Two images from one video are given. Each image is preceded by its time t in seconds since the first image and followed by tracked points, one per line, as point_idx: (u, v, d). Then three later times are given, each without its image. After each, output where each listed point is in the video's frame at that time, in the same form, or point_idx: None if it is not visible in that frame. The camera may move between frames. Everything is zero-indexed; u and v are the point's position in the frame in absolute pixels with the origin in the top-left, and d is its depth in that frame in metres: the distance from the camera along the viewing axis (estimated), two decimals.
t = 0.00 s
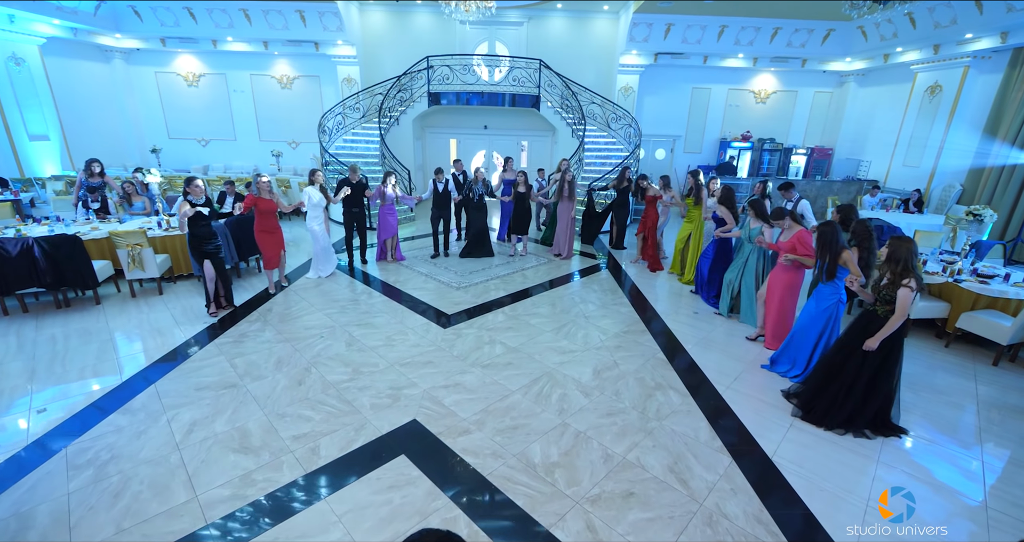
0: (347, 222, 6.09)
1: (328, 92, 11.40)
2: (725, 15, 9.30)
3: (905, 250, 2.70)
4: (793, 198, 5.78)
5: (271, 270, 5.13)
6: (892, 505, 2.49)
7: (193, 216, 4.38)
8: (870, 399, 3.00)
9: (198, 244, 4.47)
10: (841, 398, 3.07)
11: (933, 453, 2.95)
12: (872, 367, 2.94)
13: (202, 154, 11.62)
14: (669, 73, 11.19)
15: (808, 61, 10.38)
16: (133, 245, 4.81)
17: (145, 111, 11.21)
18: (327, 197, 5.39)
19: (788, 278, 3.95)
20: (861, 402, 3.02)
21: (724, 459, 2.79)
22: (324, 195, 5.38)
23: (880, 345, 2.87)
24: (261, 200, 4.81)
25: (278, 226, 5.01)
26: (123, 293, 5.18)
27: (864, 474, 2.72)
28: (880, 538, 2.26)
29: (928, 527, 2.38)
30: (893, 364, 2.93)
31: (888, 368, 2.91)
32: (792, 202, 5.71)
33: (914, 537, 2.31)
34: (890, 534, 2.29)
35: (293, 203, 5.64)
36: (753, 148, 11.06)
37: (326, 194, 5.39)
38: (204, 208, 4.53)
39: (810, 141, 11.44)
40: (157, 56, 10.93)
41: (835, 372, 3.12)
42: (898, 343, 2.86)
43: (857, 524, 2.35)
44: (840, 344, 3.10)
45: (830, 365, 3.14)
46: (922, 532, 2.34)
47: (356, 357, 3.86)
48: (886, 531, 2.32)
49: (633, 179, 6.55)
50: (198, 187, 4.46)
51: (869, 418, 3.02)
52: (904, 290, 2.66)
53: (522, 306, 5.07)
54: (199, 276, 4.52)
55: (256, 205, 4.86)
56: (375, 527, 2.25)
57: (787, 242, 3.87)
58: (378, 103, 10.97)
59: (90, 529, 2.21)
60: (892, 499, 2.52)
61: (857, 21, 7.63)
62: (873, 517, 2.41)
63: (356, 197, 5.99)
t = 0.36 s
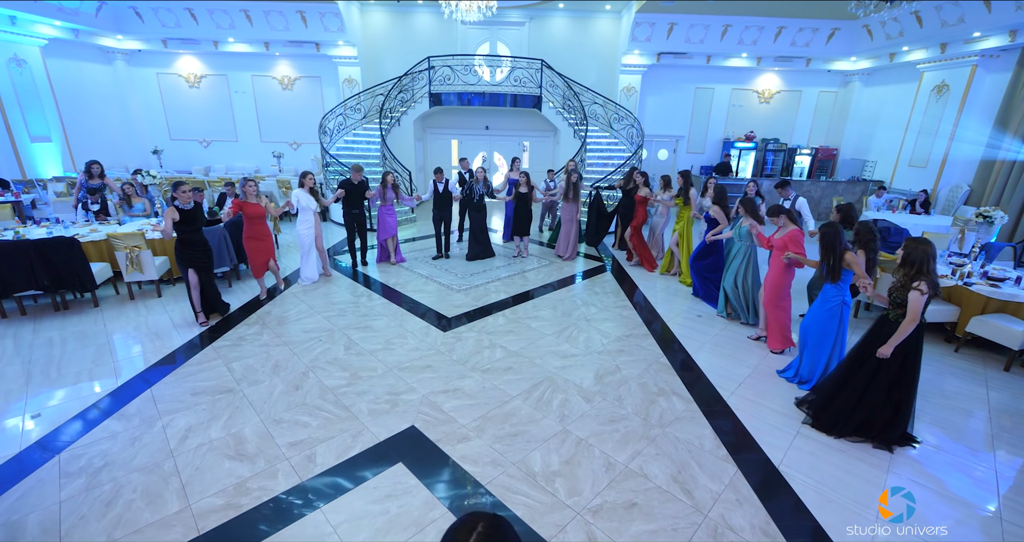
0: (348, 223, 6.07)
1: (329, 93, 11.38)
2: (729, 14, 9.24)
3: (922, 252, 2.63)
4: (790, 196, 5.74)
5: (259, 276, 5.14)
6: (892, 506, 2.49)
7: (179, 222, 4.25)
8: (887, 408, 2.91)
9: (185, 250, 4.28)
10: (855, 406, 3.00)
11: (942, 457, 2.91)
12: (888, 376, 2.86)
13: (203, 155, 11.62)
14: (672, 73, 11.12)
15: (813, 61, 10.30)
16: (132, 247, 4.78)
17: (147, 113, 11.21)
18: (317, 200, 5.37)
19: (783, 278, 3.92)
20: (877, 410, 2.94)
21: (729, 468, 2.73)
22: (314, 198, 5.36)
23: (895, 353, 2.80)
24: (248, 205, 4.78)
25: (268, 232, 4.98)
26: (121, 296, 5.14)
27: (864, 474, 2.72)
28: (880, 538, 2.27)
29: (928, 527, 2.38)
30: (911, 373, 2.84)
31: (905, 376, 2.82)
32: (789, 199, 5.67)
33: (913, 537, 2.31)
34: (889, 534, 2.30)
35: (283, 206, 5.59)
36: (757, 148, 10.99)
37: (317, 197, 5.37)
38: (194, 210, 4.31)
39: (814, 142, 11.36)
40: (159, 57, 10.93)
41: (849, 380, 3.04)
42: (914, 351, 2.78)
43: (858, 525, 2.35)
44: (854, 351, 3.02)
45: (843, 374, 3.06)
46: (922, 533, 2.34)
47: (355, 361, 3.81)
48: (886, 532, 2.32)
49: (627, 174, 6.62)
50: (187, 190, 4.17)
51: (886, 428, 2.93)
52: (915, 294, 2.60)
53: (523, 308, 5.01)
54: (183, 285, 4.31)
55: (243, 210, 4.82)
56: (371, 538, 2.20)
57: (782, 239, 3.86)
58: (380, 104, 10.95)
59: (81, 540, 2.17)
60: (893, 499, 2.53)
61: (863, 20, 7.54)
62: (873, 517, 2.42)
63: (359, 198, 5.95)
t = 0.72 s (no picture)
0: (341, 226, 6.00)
1: (332, 93, 11.38)
2: (733, 13, 9.18)
3: (931, 256, 2.58)
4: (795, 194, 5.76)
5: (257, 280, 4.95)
6: (892, 506, 2.48)
7: (173, 227, 3.91)
8: (901, 416, 2.84)
9: (183, 259, 4.01)
10: (868, 414, 2.93)
11: (952, 463, 2.86)
12: (902, 383, 2.78)
13: (206, 155, 11.64)
14: (676, 73, 11.07)
15: (818, 61, 10.23)
16: (134, 248, 4.79)
17: (151, 113, 11.25)
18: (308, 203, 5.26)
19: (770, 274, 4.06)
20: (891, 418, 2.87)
21: (734, 472, 2.69)
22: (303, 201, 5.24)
23: (910, 361, 2.72)
24: (239, 209, 4.68)
25: (262, 236, 4.82)
26: (123, 297, 5.15)
27: (866, 475, 2.70)
28: (881, 538, 2.26)
29: (928, 527, 2.37)
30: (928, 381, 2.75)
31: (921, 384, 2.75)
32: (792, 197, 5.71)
33: (914, 537, 2.30)
34: (888, 534, 2.30)
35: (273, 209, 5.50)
36: (761, 148, 10.91)
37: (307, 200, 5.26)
38: (189, 215, 3.98)
39: (819, 142, 11.29)
40: (162, 58, 10.96)
41: (861, 387, 2.97)
42: (931, 358, 2.69)
43: (857, 524, 2.34)
44: (866, 358, 2.94)
45: (855, 380, 2.99)
46: (922, 532, 2.33)
47: (356, 363, 3.79)
48: (886, 531, 2.31)
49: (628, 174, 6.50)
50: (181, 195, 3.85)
51: (900, 436, 2.86)
52: (927, 299, 2.56)
53: (525, 310, 4.98)
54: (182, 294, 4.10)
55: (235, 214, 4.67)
56: None
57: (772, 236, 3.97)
58: (382, 104, 10.95)
59: None
60: (893, 500, 2.52)
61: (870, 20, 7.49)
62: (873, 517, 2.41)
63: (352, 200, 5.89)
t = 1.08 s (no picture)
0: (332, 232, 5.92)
1: (333, 93, 11.38)
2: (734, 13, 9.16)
3: (913, 253, 2.58)
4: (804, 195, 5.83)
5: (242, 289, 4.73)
6: (892, 506, 2.48)
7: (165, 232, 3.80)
8: (897, 413, 2.83)
9: (179, 264, 3.88)
10: (865, 415, 2.92)
11: (953, 464, 2.85)
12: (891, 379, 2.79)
13: (208, 156, 11.65)
14: (677, 73, 11.04)
15: (820, 60, 10.19)
16: (135, 248, 4.80)
17: (152, 114, 11.26)
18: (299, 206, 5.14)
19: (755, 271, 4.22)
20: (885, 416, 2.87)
21: (736, 474, 2.68)
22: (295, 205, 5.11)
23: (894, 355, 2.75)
24: (232, 211, 4.44)
25: (252, 239, 4.66)
26: (124, 298, 5.15)
27: (866, 476, 2.70)
28: (881, 538, 2.26)
29: (928, 527, 2.36)
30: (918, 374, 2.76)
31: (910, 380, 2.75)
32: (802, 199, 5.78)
33: (914, 536, 2.30)
34: (889, 533, 2.29)
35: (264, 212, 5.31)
36: (763, 149, 10.87)
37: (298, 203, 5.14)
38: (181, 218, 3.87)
39: (821, 142, 11.26)
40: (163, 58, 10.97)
41: (855, 389, 2.97)
42: (915, 351, 2.72)
43: (858, 524, 2.34)
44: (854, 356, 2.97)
45: (848, 380, 3.00)
46: (922, 532, 2.33)
47: (357, 364, 3.79)
48: (886, 531, 2.31)
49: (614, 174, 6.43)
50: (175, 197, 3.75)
51: (899, 435, 2.84)
52: (906, 296, 2.56)
53: (526, 311, 4.97)
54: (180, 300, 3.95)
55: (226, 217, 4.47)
56: None
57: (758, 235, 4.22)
58: (383, 104, 10.97)
59: None
60: (893, 500, 2.51)
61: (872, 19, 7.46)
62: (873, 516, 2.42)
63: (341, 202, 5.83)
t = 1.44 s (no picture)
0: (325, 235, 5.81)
1: (335, 94, 11.40)
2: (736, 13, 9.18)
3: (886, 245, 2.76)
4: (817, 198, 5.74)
5: (238, 294, 4.73)
6: (891, 505, 2.48)
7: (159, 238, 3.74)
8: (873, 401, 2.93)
9: (172, 270, 3.79)
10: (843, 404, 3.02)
11: (949, 461, 2.86)
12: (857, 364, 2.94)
13: (210, 156, 11.67)
14: (679, 73, 11.03)
15: (822, 60, 10.18)
16: (139, 248, 4.83)
17: (155, 114, 11.28)
18: (290, 210, 5.00)
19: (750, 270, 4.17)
20: (869, 406, 2.95)
21: (737, 474, 2.68)
22: (286, 207, 4.98)
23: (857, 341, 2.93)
24: (224, 215, 4.43)
25: (244, 243, 4.65)
26: (127, 298, 5.17)
27: (868, 477, 2.69)
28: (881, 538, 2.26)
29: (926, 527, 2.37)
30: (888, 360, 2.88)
31: (884, 367, 2.86)
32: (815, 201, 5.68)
33: (913, 536, 2.30)
34: (888, 534, 2.29)
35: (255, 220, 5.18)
36: (764, 149, 10.84)
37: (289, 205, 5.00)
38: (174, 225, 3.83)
39: (823, 142, 11.24)
40: (166, 59, 11.00)
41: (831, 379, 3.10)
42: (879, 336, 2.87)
43: (857, 524, 2.34)
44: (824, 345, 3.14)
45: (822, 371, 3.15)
46: (920, 532, 2.33)
47: (358, 364, 3.79)
48: (885, 531, 2.31)
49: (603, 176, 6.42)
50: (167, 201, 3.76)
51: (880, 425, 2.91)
52: (874, 284, 2.77)
53: (528, 310, 4.98)
54: (175, 305, 3.86)
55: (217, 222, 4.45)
56: None
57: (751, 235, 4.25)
58: (385, 105, 11.01)
59: None
60: (892, 499, 2.51)
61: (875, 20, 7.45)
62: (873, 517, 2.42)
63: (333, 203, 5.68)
